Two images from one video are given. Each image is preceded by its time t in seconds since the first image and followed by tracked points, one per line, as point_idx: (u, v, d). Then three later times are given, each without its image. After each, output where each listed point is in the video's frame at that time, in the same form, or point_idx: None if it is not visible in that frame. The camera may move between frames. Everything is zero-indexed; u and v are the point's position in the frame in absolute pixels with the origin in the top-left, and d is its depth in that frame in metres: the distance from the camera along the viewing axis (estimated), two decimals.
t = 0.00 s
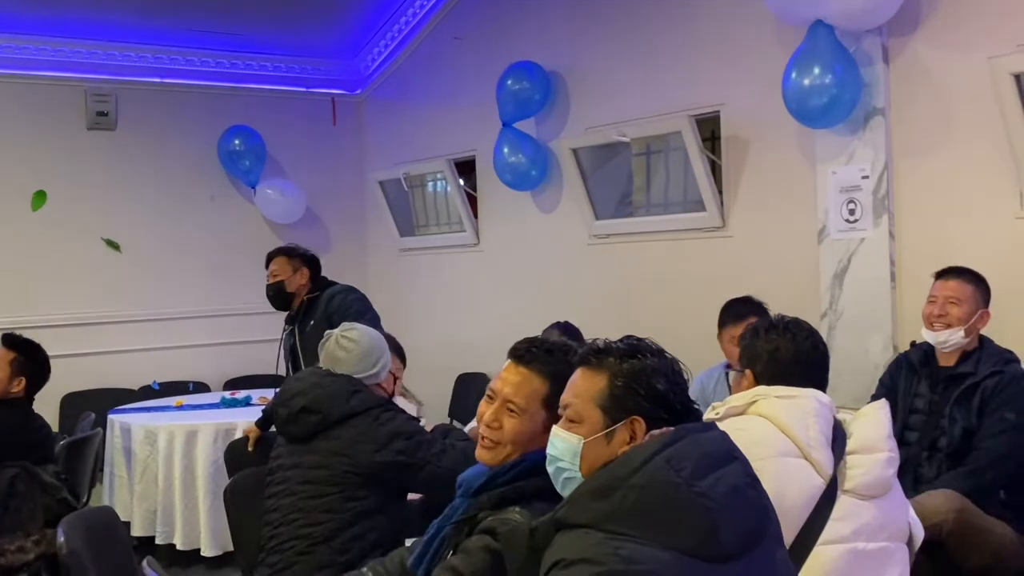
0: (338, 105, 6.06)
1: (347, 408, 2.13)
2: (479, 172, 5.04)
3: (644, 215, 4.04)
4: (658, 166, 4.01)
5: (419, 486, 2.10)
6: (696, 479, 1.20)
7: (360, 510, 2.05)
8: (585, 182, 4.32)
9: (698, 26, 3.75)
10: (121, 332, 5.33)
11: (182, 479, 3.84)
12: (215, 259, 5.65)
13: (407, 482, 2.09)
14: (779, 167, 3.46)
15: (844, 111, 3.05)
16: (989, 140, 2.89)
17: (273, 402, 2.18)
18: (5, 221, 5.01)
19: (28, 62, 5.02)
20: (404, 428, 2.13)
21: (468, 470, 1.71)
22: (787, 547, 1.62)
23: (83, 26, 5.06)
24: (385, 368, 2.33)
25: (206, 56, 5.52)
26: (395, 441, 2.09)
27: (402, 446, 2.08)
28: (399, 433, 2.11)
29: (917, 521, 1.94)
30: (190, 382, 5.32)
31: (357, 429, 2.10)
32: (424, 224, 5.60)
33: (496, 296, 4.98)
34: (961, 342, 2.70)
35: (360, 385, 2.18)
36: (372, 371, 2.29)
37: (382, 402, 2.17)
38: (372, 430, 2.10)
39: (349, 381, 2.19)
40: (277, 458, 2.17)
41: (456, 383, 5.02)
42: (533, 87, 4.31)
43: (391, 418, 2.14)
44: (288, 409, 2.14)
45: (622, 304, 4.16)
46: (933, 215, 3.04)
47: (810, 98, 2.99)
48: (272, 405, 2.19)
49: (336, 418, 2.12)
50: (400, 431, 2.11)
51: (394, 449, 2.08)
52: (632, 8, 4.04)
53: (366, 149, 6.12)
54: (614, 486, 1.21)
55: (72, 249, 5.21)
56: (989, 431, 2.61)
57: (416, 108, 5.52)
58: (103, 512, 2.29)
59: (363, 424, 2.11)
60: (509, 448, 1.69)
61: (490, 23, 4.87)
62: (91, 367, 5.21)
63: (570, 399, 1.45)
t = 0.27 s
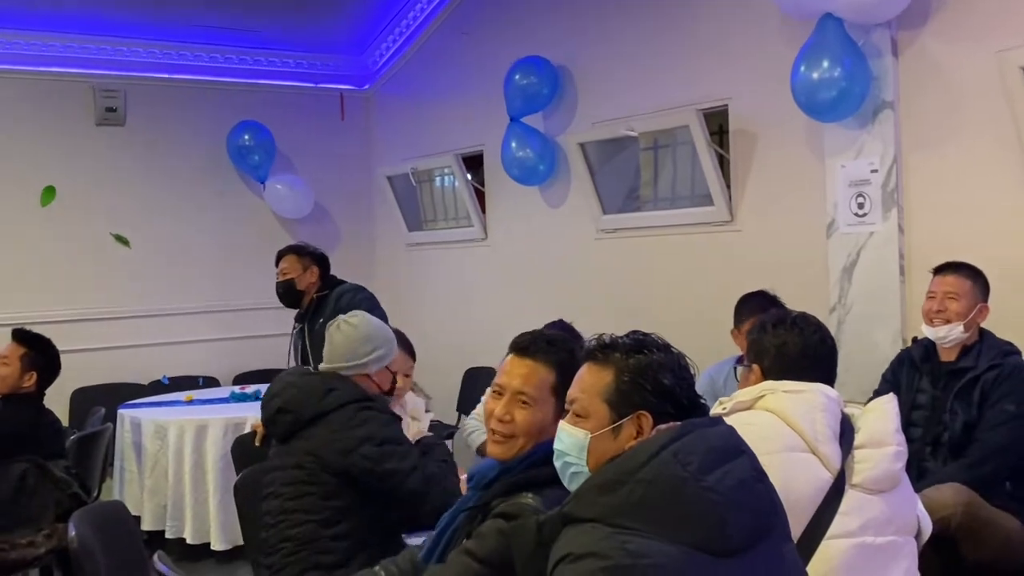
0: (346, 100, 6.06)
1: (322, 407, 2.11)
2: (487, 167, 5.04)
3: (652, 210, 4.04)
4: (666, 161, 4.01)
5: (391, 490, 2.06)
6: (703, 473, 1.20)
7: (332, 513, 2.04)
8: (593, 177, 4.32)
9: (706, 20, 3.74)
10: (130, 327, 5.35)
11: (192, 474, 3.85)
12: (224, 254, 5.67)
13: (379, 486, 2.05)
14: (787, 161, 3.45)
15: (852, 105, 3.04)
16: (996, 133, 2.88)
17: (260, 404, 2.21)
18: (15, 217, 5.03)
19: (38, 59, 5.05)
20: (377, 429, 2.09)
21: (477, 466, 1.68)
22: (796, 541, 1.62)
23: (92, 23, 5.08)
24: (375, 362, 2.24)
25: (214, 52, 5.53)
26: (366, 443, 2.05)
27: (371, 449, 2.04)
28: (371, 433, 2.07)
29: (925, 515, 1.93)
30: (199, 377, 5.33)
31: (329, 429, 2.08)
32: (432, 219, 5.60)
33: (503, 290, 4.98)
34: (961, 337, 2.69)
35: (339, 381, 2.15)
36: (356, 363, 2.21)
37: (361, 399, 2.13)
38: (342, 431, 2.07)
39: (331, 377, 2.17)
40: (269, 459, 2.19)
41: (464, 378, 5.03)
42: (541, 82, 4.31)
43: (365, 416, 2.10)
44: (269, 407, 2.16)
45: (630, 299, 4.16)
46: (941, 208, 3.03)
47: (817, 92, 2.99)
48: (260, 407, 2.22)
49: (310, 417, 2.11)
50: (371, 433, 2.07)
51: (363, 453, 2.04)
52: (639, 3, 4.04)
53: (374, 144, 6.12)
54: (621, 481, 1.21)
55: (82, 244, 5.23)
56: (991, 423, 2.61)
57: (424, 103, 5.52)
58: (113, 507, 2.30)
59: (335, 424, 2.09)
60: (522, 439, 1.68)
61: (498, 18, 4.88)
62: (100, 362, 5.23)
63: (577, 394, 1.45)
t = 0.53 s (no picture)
0: (367, 96, 6.07)
1: (301, 412, 2.01)
2: (507, 161, 5.04)
3: (673, 204, 4.03)
4: (687, 154, 4.00)
5: (359, 506, 1.93)
6: (724, 467, 1.20)
7: (312, 523, 1.98)
8: (613, 171, 4.32)
9: (727, 13, 3.73)
10: (152, 322, 5.38)
11: (214, 467, 3.88)
12: (245, 249, 5.70)
13: (348, 500, 1.94)
14: (809, 154, 3.43)
15: (875, 98, 3.02)
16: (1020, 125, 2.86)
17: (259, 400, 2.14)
18: (39, 212, 5.07)
19: (60, 55, 5.08)
20: (351, 438, 1.96)
21: (515, 452, 1.68)
22: (818, 537, 1.61)
23: (115, 19, 5.10)
24: (374, 361, 2.10)
25: (236, 47, 5.56)
26: (333, 454, 1.94)
27: (337, 462, 1.93)
28: (342, 443, 1.95)
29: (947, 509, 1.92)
30: (221, 370, 5.36)
31: (305, 437, 1.98)
32: (452, 214, 5.60)
33: (523, 284, 4.98)
34: (970, 337, 2.68)
35: (325, 383, 2.03)
36: (353, 356, 2.10)
37: (342, 403, 2.01)
38: (315, 440, 1.97)
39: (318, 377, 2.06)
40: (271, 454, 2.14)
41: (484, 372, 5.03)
42: (561, 76, 4.30)
43: (342, 425, 1.97)
44: (261, 410, 2.08)
45: (651, 293, 4.15)
46: (964, 202, 3.01)
47: (839, 85, 2.97)
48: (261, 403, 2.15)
49: (291, 423, 2.01)
50: (343, 443, 1.95)
51: (329, 465, 1.94)
52: None
53: (395, 139, 6.13)
54: (643, 474, 1.21)
55: (104, 239, 5.26)
56: (1005, 415, 2.59)
57: (444, 98, 5.53)
58: (137, 501, 2.32)
59: (312, 432, 1.98)
60: (565, 430, 1.69)
61: (518, 12, 4.87)
62: (123, 356, 5.27)
63: (599, 388, 1.45)
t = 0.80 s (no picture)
0: (398, 90, 6.08)
1: (324, 415, 2.00)
2: (538, 155, 5.04)
3: (706, 197, 4.01)
4: (720, 147, 3.98)
5: (382, 512, 1.94)
6: (760, 462, 1.19)
7: (338, 524, 2.00)
8: (645, 164, 4.30)
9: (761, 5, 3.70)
10: (187, 316, 5.43)
11: (249, 459, 3.91)
12: (279, 243, 5.73)
13: (372, 505, 1.95)
14: (843, 146, 3.41)
15: (911, 89, 2.99)
16: None
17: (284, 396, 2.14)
18: (75, 208, 5.13)
19: (95, 52, 5.13)
20: (374, 443, 1.95)
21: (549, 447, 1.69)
22: (854, 531, 1.61)
23: (149, 16, 5.15)
24: (395, 357, 2.09)
25: (268, 44, 5.59)
26: (356, 460, 1.94)
27: (360, 469, 1.93)
28: (364, 448, 1.95)
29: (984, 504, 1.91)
30: (255, 364, 5.40)
31: (330, 441, 1.98)
32: (483, 208, 5.61)
33: (555, 278, 4.98)
34: (996, 342, 2.65)
35: (348, 384, 2.02)
36: (375, 351, 2.09)
37: (364, 406, 1.99)
38: (338, 445, 1.97)
39: (341, 378, 2.05)
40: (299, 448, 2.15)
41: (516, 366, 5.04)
42: (592, 69, 4.29)
43: (365, 429, 1.96)
44: (286, 409, 2.08)
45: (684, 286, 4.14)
46: (1001, 194, 2.98)
47: (874, 77, 2.95)
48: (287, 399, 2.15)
49: (315, 426, 2.01)
50: (365, 449, 1.94)
51: (352, 472, 1.94)
52: None
53: (426, 133, 6.14)
54: (678, 468, 1.21)
55: (140, 234, 5.31)
56: None
57: (475, 92, 5.53)
58: (175, 493, 2.34)
59: (335, 437, 1.98)
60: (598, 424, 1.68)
61: (549, 5, 4.86)
62: (159, 350, 5.32)
63: (634, 381, 1.44)
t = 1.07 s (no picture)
0: (437, 85, 6.09)
1: (377, 410, 2.01)
2: (578, 149, 5.02)
3: (749, 190, 3.97)
4: (763, 139, 3.95)
5: (431, 511, 1.93)
6: (807, 458, 1.17)
7: (387, 519, 2.00)
8: (686, 157, 4.27)
9: None
10: (229, 310, 5.48)
11: (292, 452, 3.94)
12: (320, 237, 5.77)
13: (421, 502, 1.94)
14: (889, 138, 3.36)
15: (959, 79, 2.94)
16: None
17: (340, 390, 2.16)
18: (119, 203, 5.19)
19: (138, 49, 5.18)
20: (425, 440, 1.95)
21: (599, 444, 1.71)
22: (902, 527, 1.61)
23: (192, 13, 5.20)
24: (445, 354, 2.09)
25: (308, 39, 5.62)
26: (407, 456, 1.94)
27: (410, 465, 1.93)
28: (415, 445, 1.95)
29: None
30: (296, 358, 5.44)
31: (382, 435, 1.99)
32: (523, 202, 5.60)
33: (595, 272, 4.96)
34: None
35: (401, 380, 2.03)
36: (428, 348, 2.09)
37: (417, 403, 1.99)
38: (390, 439, 1.97)
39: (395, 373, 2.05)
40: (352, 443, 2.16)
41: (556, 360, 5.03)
42: (631, 61, 4.27)
43: (416, 426, 1.96)
44: (341, 402, 2.10)
45: (726, 280, 4.11)
46: None
47: (920, 67, 2.90)
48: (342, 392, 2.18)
49: (368, 420, 2.03)
50: (416, 446, 1.94)
51: (402, 467, 1.94)
52: None
53: (466, 128, 6.14)
54: (722, 464, 1.20)
55: (182, 229, 5.36)
56: None
57: (514, 86, 5.52)
58: (220, 486, 2.37)
59: (387, 430, 1.99)
60: (641, 423, 1.69)
61: None
62: (202, 344, 5.38)
63: (677, 376, 1.43)
